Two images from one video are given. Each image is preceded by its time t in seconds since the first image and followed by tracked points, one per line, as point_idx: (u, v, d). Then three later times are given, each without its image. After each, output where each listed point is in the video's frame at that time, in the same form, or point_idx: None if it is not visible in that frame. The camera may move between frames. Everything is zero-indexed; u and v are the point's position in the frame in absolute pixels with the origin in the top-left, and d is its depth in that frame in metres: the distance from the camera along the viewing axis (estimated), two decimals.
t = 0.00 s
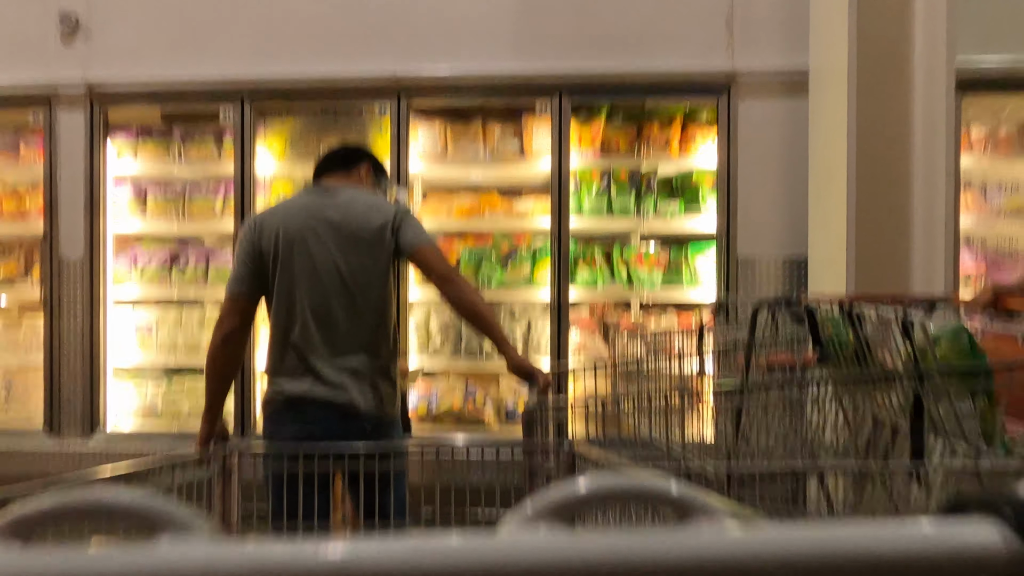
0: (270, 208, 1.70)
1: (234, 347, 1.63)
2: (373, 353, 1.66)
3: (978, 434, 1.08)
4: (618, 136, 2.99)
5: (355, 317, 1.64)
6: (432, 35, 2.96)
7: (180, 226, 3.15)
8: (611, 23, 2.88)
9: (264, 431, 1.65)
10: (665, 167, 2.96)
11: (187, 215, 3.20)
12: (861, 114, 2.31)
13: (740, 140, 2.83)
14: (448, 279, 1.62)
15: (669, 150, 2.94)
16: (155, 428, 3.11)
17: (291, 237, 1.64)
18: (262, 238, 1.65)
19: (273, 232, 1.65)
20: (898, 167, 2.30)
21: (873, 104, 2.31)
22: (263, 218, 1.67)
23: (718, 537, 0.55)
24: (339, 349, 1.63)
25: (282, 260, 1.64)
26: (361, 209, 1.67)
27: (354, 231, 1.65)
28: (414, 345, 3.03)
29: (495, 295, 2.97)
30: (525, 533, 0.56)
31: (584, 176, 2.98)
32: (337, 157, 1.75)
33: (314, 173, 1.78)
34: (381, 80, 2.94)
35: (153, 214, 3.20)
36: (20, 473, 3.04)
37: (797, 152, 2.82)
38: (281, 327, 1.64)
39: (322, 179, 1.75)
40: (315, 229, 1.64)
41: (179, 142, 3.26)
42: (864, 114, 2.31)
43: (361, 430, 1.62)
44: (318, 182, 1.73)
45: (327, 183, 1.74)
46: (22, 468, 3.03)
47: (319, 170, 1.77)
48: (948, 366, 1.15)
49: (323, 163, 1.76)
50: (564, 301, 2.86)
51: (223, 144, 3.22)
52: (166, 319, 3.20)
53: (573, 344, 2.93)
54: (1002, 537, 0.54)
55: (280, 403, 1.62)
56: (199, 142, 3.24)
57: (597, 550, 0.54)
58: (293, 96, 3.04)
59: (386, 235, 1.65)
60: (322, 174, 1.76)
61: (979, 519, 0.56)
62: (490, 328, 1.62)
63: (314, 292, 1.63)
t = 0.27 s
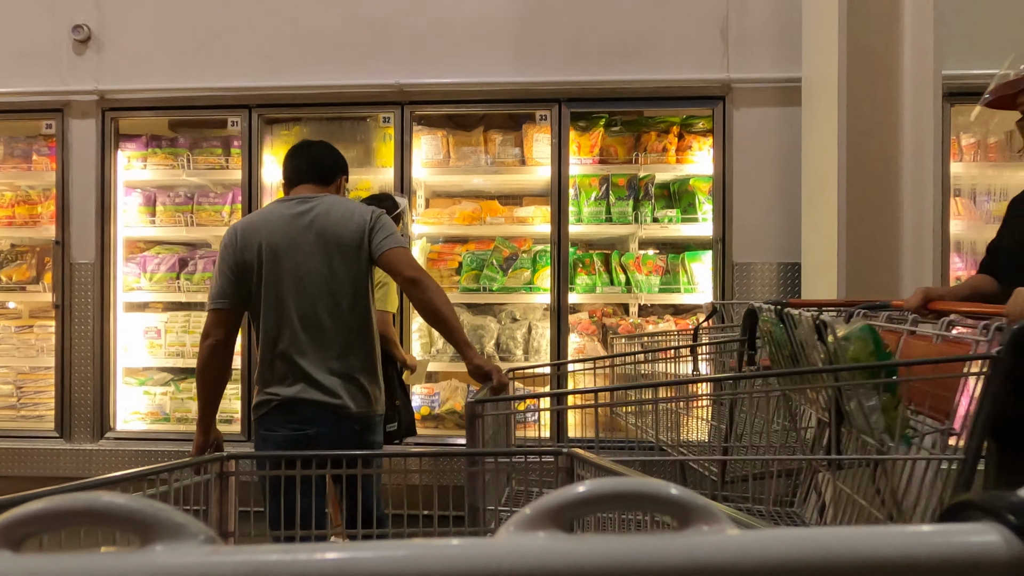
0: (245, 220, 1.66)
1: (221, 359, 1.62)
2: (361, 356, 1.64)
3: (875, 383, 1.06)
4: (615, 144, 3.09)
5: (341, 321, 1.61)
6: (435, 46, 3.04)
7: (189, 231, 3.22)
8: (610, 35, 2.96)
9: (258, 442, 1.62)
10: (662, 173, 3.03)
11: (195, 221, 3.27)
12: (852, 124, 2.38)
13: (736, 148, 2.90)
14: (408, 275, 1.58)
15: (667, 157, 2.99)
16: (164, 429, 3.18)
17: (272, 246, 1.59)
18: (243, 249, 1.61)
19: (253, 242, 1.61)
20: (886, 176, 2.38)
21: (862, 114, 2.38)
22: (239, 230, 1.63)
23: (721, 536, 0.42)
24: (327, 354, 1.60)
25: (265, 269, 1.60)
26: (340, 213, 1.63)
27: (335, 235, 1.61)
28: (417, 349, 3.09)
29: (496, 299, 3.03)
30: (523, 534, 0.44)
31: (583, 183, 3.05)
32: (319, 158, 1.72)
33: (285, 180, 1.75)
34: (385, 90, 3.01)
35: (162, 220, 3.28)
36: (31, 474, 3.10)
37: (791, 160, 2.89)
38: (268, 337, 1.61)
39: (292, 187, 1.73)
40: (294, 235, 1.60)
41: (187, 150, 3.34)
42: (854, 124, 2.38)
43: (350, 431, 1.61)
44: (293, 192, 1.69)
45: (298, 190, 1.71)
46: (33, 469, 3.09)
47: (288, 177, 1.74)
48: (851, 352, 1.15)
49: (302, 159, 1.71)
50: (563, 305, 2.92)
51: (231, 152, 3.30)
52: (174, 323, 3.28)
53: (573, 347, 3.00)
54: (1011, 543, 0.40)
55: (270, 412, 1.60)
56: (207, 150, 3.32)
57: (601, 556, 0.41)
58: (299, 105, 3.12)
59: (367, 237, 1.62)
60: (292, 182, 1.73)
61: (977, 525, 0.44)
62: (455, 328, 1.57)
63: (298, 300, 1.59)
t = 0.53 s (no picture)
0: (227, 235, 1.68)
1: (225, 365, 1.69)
2: (348, 360, 1.71)
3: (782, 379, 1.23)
4: (614, 153, 3.16)
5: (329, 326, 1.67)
6: (438, 58, 3.12)
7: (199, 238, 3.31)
8: (608, 47, 3.04)
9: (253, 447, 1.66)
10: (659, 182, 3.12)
11: (205, 228, 3.35)
12: (841, 133, 2.46)
13: (730, 155, 2.98)
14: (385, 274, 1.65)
15: (664, 166, 3.08)
16: (174, 430, 3.26)
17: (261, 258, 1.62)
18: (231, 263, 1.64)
19: (241, 255, 1.64)
20: (875, 181, 2.46)
21: (852, 122, 2.46)
22: (223, 245, 1.66)
23: (719, 544, 0.49)
24: (318, 359, 1.66)
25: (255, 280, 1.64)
26: (323, 224, 1.69)
27: (320, 246, 1.66)
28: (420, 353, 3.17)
29: (498, 304, 3.11)
30: (525, 543, 0.51)
31: (582, 191, 3.14)
32: (299, 168, 1.71)
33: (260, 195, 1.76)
34: (390, 101, 3.10)
35: (173, 227, 3.36)
36: (44, 474, 3.18)
37: (785, 167, 2.97)
38: (259, 345, 1.64)
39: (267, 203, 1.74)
40: (279, 247, 1.64)
41: (197, 159, 3.43)
42: (843, 131, 2.46)
43: (340, 429, 1.69)
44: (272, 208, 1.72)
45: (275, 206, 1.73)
46: (46, 470, 3.17)
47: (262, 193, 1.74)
48: (766, 350, 1.35)
49: (282, 162, 1.70)
50: (563, 310, 3.00)
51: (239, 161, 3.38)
52: (183, 328, 3.36)
53: (572, 350, 3.08)
54: (1013, 548, 0.47)
55: (265, 416, 1.64)
56: (216, 159, 3.40)
57: (599, 563, 0.48)
58: (306, 115, 3.21)
59: (351, 246, 1.69)
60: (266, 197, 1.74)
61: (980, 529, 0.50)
62: (421, 328, 1.67)
63: (288, 308, 1.63)
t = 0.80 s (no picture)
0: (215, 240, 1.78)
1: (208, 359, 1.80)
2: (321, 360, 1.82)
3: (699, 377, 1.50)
4: (612, 161, 3.24)
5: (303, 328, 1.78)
6: (441, 70, 3.22)
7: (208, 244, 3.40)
8: (606, 59, 3.13)
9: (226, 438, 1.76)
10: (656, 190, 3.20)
11: (214, 235, 3.44)
12: (833, 147, 2.54)
13: (725, 165, 3.06)
14: (359, 281, 1.78)
15: (660, 174, 3.17)
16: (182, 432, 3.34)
17: (244, 262, 1.73)
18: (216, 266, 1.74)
19: (226, 260, 1.74)
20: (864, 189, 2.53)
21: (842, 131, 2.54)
22: (211, 250, 1.75)
23: (720, 553, 0.51)
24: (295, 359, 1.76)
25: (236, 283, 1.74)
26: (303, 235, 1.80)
27: (300, 254, 1.77)
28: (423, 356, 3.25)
29: (499, 309, 3.19)
30: (526, 552, 0.53)
31: (581, 199, 3.21)
32: (288, 182, 1.82)
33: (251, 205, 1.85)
34: (394, 112, 3.20)
35: (182, 234, 3.45)
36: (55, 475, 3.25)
37: (778, 176, 3.05)
38: (237, 342, 1.74)
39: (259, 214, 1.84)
40: (262, 254, 1.74)
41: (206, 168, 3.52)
42: (834, 140, 2.53)
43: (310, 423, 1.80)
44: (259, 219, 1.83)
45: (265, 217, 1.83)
46: (57, 471, 3.25)
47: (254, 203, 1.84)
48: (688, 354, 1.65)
49: (276, 175, 1.80)
50: (562, 315, 3.09)
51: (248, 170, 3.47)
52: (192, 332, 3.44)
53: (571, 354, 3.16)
54: (1013, 556, 0.49)
55: (240, 409, 1.73)
56: (225, 167, 3.49)
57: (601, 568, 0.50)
58: (313, 125, 3.30)
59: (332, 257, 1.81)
60: (258, 208, 1.83)
61: (980, 536, 0.52)
62: (390, 331, 1.83)
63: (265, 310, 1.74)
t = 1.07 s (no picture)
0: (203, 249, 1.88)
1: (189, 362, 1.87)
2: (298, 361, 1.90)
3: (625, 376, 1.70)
4: (610, 173, 3.33)
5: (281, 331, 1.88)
6: (444, 85, 3.31)
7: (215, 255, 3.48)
8: (605, 75, 3.22)
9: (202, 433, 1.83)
10: (654, 202, 3.29)
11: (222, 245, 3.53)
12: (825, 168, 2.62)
13: (721, 178, 3.14)
14: (336, 290, 1.90)
15: (658, 187, 3.26)
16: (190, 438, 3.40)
17: (231, 270, 1.83)
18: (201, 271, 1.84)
19: (211, 265, 1.85)
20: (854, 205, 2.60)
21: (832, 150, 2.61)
22: (199, 258, 1.85)
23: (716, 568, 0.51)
24: (275, 360, 1.85)
25: (221, 288, 1.84)
26: (286, 245, 1.91)
27: (283, 262, 1.88)
28: (426, 364, 3.31)
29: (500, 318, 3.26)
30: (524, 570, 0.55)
31: (580, 210, 3.29)
32: (272, 195, 1.92)
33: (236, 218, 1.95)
34: (398, 126, 3.28)
35: (191, 245, 3.54)
36: (65, 480, 3.32)
37: (772, 189, 3.13)
38: (222, 344, 1.84)
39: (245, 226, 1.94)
40: (246, 261, 1.85)
41: (215, 180, 3.60)
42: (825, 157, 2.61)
43: (285, 420, 1.87)
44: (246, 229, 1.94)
45: (252, 229, 1.93)
46: (67, 477, 3.31)
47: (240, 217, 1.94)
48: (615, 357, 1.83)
49: (262, 188, 1.90)
50: (563, 323, 3.15)
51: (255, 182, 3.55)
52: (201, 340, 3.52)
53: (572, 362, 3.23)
54: (1003, 567, 0.53)
55: (217, 404, 1.83)
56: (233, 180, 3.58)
57: None
58: (319, 139, 3.39)
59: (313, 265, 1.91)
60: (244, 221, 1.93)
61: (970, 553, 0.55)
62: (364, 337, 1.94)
63: (246, 313, 1.84)
